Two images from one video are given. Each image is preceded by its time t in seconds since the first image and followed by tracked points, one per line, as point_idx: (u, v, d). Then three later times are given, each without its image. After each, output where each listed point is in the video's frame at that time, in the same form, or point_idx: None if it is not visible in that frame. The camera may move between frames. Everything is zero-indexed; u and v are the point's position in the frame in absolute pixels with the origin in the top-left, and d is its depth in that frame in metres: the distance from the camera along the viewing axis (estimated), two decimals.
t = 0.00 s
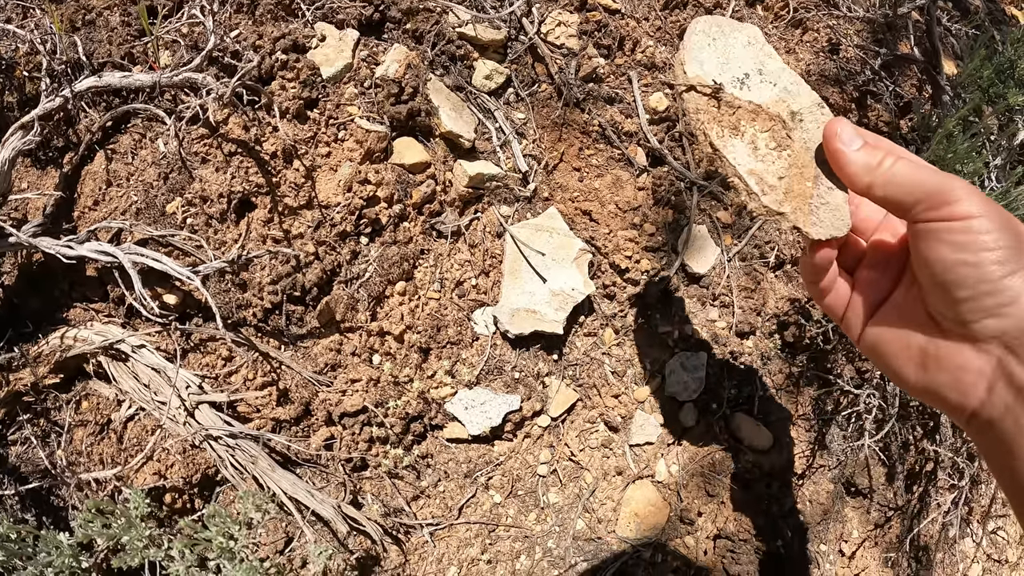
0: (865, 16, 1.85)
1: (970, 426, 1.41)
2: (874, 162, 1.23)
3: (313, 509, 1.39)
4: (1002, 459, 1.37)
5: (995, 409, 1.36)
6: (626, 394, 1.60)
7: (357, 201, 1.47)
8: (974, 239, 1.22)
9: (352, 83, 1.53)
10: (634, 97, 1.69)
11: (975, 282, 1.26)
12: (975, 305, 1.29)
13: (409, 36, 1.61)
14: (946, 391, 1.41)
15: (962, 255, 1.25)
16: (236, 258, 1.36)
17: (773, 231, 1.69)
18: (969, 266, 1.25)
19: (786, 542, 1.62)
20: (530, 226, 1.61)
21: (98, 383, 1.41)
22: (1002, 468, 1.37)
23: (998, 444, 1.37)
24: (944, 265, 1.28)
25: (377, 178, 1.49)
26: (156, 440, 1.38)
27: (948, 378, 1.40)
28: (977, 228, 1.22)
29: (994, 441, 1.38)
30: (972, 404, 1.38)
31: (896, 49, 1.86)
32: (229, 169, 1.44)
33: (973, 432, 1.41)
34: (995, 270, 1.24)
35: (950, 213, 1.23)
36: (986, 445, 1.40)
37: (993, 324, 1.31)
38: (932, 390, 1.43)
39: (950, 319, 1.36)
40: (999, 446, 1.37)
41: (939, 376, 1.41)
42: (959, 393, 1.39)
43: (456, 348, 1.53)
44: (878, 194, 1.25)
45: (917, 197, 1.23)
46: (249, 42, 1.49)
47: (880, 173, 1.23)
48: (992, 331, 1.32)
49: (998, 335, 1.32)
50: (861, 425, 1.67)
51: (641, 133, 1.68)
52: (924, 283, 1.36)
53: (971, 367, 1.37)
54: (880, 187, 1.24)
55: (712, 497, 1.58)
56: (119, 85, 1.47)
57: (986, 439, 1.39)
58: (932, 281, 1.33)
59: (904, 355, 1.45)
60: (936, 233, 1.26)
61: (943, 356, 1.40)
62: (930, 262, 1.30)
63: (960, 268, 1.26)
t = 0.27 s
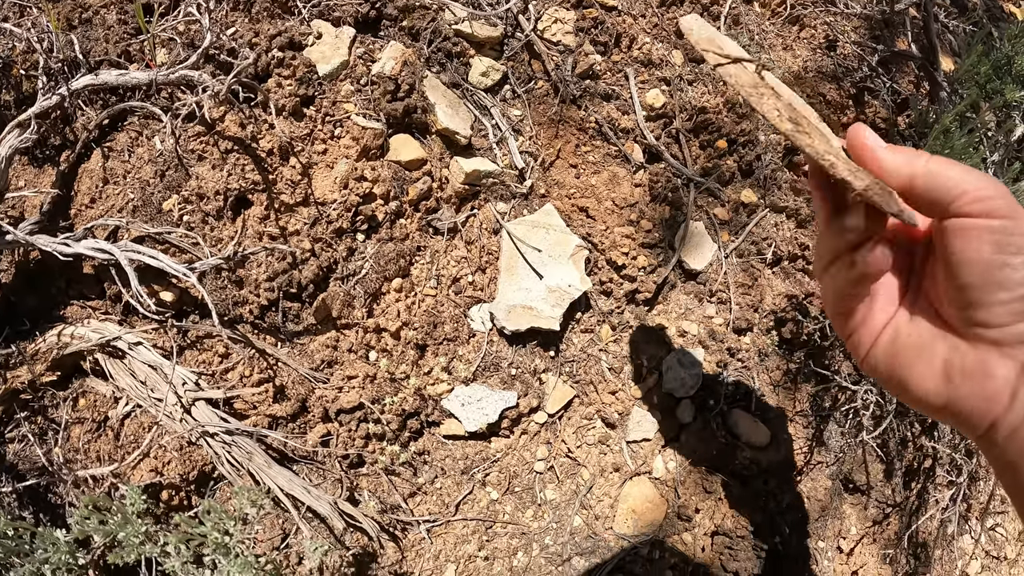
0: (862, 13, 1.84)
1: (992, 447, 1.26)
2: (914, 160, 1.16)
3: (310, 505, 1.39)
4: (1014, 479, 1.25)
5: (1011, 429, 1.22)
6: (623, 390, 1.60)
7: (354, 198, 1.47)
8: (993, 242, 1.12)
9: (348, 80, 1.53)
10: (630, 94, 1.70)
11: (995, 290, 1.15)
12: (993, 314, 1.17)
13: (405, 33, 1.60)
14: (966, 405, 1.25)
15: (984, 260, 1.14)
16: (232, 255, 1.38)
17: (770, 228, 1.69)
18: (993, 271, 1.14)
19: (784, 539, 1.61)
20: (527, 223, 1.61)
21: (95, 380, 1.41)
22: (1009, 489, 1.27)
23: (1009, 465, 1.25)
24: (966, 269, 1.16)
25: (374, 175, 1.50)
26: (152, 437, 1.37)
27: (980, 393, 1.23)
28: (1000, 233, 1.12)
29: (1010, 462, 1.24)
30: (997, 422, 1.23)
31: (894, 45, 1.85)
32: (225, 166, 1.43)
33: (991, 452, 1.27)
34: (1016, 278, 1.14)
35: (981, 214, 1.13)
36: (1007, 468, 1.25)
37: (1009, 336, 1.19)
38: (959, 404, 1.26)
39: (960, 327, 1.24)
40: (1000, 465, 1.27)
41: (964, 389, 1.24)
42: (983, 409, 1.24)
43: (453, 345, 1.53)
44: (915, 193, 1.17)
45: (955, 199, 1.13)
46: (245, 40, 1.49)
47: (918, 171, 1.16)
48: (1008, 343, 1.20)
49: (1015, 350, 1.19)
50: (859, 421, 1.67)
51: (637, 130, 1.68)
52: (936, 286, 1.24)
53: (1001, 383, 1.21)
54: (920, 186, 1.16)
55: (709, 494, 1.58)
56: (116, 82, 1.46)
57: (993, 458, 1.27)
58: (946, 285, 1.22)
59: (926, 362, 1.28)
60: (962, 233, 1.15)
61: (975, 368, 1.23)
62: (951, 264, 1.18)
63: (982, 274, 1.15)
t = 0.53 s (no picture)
0: (859, 10, 1.85)
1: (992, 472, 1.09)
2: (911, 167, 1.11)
3: (305, 503, 1.39)
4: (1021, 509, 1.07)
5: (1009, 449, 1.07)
6: (618, 387, 1.59)
7: (348, 195, 1.47)
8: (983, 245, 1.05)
9: (343, 78, 1.53)
10: (626, 91, 1.69)
11: (985, 293, 1.05)
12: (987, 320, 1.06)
13: (399, 30, 1.60)
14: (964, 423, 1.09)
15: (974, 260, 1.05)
16: (225, 253, 1.36)
17: (766, 224, 1.69)
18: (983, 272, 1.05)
19: (780, 536, 1.60)
20: (523, 220, 1.61)
21: (91, 378, 1.41)
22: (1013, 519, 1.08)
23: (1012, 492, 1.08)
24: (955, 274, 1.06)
25: (368, 172, 1.50)
26: (147, 434, 1.38)
27: (977, 410, 1.08)
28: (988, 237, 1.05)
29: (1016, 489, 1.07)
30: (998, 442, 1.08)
31: (891, 42, 1.85)
32: (220, 164, 1.43)
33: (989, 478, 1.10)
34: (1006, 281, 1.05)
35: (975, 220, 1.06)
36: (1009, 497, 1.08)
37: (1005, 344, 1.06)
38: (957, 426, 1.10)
39: (955, 338, 1.10)
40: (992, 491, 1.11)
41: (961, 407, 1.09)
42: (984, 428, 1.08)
43: (448, 342, 1.53)
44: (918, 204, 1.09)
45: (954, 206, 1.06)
46: (239, 37, 1.47)
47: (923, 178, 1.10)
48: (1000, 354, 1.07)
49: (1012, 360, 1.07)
50: (856, 418, 1.67)
51: (633, 127, 1.68)
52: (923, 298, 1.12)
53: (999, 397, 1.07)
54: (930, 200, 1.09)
55: (705, 491, 1.58)
56: (111, 81, 1.45)
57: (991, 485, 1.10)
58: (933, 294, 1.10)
59: (920, 375, 1.12)
60: (953, 235, 1.06)
61: (969, 385, 1.09)
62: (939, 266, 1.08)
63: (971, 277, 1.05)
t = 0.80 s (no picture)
0: (859, 8, 1.82)
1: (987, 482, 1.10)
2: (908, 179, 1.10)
3: (303, 501, 1.38)
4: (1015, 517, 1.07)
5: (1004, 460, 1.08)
6: (618, 386, 1.59)
7: (346, 193, 1.47)
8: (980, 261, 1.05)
9: (341, 76, 1.52)
10: (625, 89, 1.69)
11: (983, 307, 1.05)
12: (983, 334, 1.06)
13: (398, 28, 1.59)
14: (957, 435, 1.10)
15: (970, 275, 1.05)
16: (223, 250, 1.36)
17: (764, 223, 1.69)
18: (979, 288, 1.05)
19: (780, 535, 1.61)
20: (522, 217, 1.61)
21: (88, 377, 1.40)
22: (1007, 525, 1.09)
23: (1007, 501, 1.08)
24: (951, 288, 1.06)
25: (366, 170, 1.49)
26: (145, 434, 1.37)
27: (973, 422, 1.09)
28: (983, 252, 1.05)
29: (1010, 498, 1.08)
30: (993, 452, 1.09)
31: (890, 40, 1.83)
32: (217, 163, 1.42)
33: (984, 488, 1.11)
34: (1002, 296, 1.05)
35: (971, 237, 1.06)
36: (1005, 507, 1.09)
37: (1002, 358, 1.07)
38: (952, 437, 1.11)
39: (950, 351, 1.11)
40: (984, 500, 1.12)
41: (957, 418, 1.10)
42: (979, 439, 1.09)
43: (447, 340, 1.53)
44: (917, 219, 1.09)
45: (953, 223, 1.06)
46: (237, 35, 1.47)
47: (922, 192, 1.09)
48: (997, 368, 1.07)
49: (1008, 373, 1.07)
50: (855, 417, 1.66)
51: (632, 125, 1.68)
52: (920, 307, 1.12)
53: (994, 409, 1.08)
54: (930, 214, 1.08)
55: (704, 490, 1.58)
56: (108, 79, 1.44)
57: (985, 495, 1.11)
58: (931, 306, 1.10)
59: (915, 386, 1.13)
60: (946, 251, 1.06)
61: (965, 397, 1.09)
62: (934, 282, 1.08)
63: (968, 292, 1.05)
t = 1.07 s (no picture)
0: (858, 6, 1.78)
1: (959, 459, 1.29)
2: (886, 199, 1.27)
3: (303, 501, 1.38)
4: (997, 491, 1.22)
5: (988, 440, 1.23)
6: (619, 384, 1.58)
7: (346, 190, 1.46)
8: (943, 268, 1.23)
9: (341, 73, 1.51)
10: (625, 86, 1.68)
11: (952, 310, 1.25)
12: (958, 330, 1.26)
13: (397, 25, 1.58)
14: (964, 423, 1.27)
15: (940, 281, 1.24)
16: (222, 249, 1.35)
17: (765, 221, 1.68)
18: (946, 293, 1.24)
19: (780, 533, 1.61)
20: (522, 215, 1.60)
21: (87, 376, 1.39)
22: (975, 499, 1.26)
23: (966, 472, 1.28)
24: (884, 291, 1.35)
25: (366, 168, 1.48)
26: (144, 433, 1.36)
27: (944, 406, 1.30)
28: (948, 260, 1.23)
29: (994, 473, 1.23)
30: (991, 439, 1.23)
31: (890, 38, 1.78)
32: (216, 160, 1.41)
33: (958, 465, 1.29)
34: (976, 301, 1.23)
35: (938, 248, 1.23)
36: (970, 480, 1.27)
37: (981, 352, 1.25)
38: (904, 412, 1.36)
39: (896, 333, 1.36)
40: (975, 483, 1.26)
41: (903, 399, 1.34)
42: (966, 424, 1.27)
43: (447, 339, 1.52)
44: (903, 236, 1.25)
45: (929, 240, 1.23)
46: (236, 32, 1.46)
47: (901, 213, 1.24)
48: (994, 362, 1.24)
49: (993, 368, 1.24)
50: (856, 415, 1.66)
51: (632, 122, 1.67)
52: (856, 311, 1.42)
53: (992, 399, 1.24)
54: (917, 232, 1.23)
55: (705, 489, 1.57)
56: (106, 76, 1.43)
57: (965, 473, 1.28)
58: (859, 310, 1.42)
59: (869, 369, 1.38)
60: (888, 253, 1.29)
61: (919, 387, 1.32)
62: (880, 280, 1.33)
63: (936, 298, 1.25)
